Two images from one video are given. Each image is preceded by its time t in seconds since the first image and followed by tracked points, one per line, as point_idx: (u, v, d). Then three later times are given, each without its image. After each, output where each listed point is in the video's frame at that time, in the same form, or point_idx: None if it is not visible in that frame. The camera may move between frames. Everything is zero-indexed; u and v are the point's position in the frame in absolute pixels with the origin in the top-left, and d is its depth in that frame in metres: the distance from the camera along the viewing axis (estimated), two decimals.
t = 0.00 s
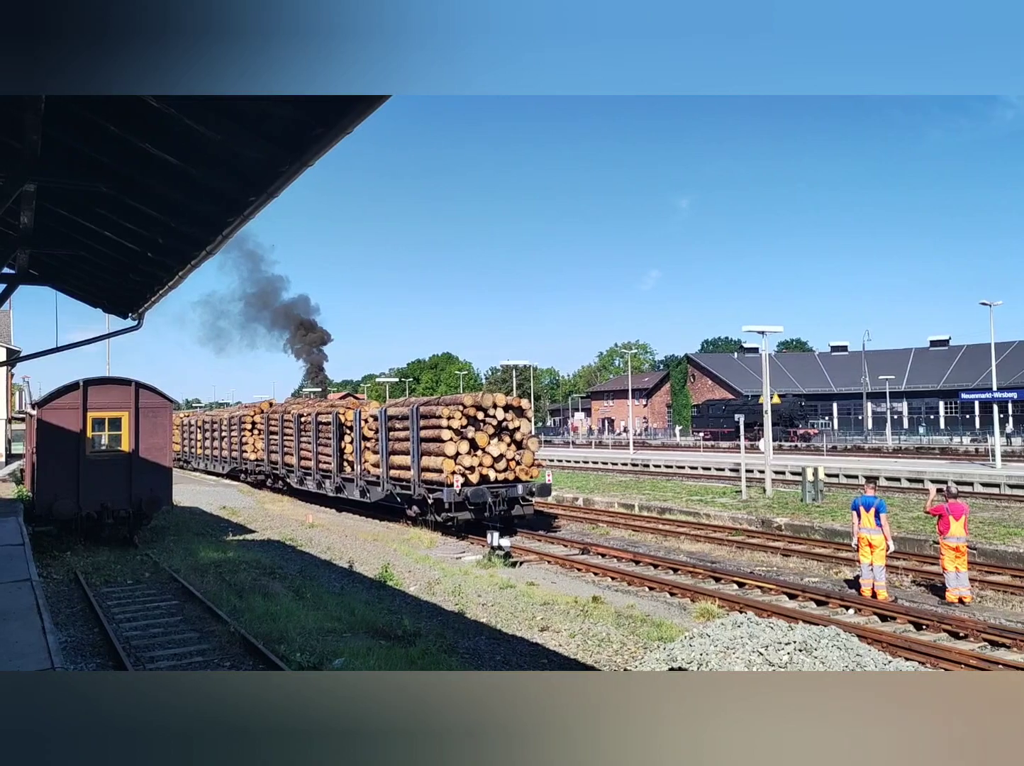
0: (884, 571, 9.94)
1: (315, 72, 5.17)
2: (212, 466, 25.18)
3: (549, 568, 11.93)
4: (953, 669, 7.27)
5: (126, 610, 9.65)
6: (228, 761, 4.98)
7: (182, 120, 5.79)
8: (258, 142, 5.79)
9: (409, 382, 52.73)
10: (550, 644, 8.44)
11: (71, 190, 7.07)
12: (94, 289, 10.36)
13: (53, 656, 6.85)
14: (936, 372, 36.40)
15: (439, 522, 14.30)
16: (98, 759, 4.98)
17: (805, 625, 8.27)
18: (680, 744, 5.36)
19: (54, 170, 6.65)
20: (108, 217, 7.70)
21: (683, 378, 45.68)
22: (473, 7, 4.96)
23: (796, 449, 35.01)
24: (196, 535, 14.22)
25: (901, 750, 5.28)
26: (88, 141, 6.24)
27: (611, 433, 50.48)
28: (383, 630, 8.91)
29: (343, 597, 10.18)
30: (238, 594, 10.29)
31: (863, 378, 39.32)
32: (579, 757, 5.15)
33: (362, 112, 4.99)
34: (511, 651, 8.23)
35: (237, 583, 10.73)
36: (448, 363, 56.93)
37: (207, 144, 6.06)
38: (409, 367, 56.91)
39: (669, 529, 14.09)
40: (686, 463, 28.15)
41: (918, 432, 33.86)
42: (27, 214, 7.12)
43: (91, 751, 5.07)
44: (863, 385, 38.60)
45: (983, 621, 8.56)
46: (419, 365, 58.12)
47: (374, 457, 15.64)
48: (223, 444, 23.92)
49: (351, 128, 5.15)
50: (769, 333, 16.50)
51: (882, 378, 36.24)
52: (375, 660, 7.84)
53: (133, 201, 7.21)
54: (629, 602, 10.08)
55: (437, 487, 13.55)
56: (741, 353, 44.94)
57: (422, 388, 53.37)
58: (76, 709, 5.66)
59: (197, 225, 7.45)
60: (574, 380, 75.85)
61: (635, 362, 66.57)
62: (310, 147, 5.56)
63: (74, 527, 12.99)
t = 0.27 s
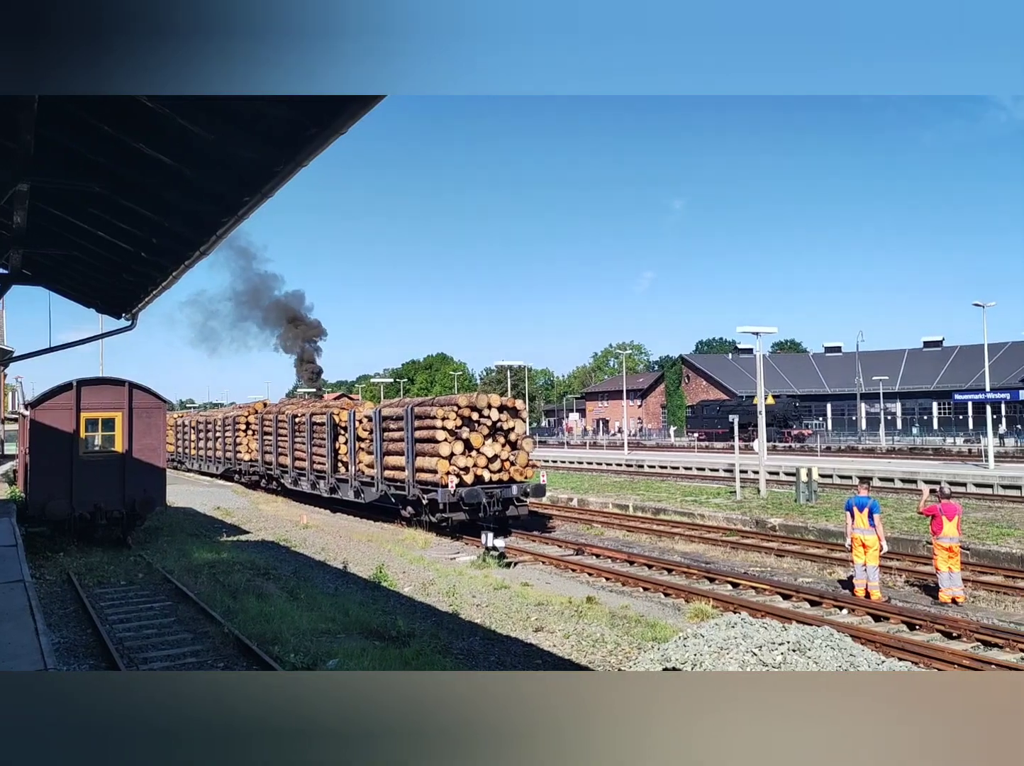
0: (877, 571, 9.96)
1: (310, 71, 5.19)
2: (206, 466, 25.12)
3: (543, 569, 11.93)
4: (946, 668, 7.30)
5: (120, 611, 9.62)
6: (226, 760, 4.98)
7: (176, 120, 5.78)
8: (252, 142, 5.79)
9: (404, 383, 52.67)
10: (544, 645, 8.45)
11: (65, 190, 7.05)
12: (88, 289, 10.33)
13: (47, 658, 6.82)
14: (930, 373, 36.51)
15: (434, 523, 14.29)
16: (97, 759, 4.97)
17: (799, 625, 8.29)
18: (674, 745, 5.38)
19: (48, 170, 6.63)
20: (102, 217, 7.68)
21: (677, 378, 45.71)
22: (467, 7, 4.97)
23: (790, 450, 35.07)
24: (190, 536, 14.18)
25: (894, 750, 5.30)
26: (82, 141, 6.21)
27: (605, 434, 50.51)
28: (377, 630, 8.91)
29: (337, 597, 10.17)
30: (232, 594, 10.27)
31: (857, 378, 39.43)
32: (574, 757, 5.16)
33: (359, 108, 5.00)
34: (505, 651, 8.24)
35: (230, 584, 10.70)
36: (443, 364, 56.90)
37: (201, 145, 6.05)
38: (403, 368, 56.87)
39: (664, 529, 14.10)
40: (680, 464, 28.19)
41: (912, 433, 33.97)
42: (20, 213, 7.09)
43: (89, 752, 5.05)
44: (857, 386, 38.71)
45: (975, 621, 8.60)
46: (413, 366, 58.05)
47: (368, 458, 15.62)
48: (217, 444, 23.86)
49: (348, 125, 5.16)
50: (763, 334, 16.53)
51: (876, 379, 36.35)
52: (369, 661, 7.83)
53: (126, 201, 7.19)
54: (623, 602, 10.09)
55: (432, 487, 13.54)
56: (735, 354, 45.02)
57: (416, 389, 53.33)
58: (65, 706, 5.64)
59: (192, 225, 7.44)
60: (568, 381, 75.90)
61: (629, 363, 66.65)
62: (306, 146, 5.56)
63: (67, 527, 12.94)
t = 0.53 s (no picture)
0: (869, 572, 10.00)
1: (300, 73, 5.17)
2: (198, 467, 25.06)
3: (536, 569, 11.93)
4: (937, 668, 7.33)
5: (111, 613, 9.59)
6: None
7: (166, 120, 5.76)
8: (244, 142, 5.79)
9: (397, 383, 52.66)
10: (537, 645, 8.46)
11: (55, 189, 7.02)
12: (79, 290, 10.30)
13: (37, 660, 6.80)
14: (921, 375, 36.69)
15: (427, 523, 14.27)
16: None
17: (792, 625, 8.30)
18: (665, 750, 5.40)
19: (40, 169, 6.61)
20: (93, 217, 7.65)
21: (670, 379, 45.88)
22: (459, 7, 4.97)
23: (783, 450, 35.18)
24: (182, 537, 14.13)
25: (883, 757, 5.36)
26: (73, 141, 6.20)
27: (598, 435, 50.61)
28: (369, 631, 8.90)
29: (330, 598, 10.15)
30: (224, 596, 10.24)
31: (849, 379, 39.57)
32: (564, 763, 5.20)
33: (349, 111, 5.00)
34: (498, 652, 8.24)
35: (222, 585, 10.67)
36: (436, 364, 56.89)
37: (193, 145, 6.04)
38: (397, 369, 56.87)
39: (657, 530, 14.11)
40: (673, 465, 28.26)
41: (903, 433, 34.12)
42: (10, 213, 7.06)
43: None
44: (849, 387, 38.85)
45: (966, 621, 8.63)
46: (406, 366, 58.03)
47: (361, 459, 15.59)
48: (210, 445, 23.78)
49: (339, 128, 5.17)
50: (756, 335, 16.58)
51: (868, 380, 36.50)
52: (361, 662, 7.83)
53: (118, 200, 7.17)
54: (616, 603, 10.10)
55: (424, 488, 13.53)
56: (728, 355, 45.14)
57: (409, 390, 53.33)
58: (50, 736, 5.62)
59: (183, 225, 7.42)
60: (562, 381, 76.09)
61: (622, 363, 66.77)
62: (297, 147, 5.56)
63: (57, 528, 12.88)
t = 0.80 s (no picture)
0: (860, 572, 10.03)
1: (290, 72, 5.16)
2: (190, 468, 24.97)
3: (528, 570, 11.93)
4: (928, 668, 7.36)
5: (101, 615, 9.55)
6: None
7: (158, 120, 5.75)
8: (237, 142, 5.78)
9: (390, 384, 52.58)
10: (529, 646, 8.46)
11: (46, 188, 6.99)
12: (70, 290, 10.27)
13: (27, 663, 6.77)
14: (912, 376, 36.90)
15: (419, 524, 14.26)
16: None
17: (783, 625, 8.32)
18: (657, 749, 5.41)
19: (31, 169, 6.59)
20: (84, 217, 7.62)
21: (663, 380, 45.96)
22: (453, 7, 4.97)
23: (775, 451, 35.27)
24: (173, 538, 14.08)
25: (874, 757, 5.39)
26: (65, 142, 6.18)
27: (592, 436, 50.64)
28: (361, 632, 8.89)
29: (322, 599, 10.13)
30: (215, 597, 10.21)
31: (841, 380, 39.71)
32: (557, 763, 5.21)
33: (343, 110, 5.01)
34: (490, 653, 8.24)
35: (214, 586, 10.64)
36: (429, 365, 56.84)
37: (185, 145, 6.03)
38: (390, 369, 56.83)
39: (649, 530, 14.13)
40: (665, 465, 28.30)
41: (895, 433, 34.25)
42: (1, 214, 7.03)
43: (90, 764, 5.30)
44: (841, 388, 38.98)
45: (956, 621, 8.67)
46: (399, 366, 57.97)
47: (354, 459, 15.57)
48: (202, 445, 23.71)
49: (333, 128, 5.17)
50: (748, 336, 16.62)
51: (860, 381, 36.63)
52: (353, 663, 7.81)
53: (109, 200, 7.15)
54: (608, 603, 10.11)
55: (417, 489, 13.51)
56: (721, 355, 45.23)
57: (402, 391, 53.29)
58: (37, 739, 5.59)
59: (175, 225, 7.41)
60: (555, 382, 76.10)
61: (615, 364, 66.83)
62: (290, 146, 5.57)
63: (48, 529, 12.82)
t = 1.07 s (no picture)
0: (850, 572, 10.06)
1: (280, 72, 5.14)
2: (181, 469, 24.89)
3: (520, 571, 11.93)
4: (918, 668, 7.38)
5: (91, 616, 9.50)
6: None
7: (148, 120, 5.72)
8: (226, 142, 5.76)
9: (382, 384, 52.53)
10: (521, 647, 8.46)
11: (35, 187, 6.95)
12: (59, 290, 10.22)
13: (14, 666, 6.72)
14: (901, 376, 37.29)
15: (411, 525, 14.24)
16: None
17: (774, 626, 8.33)
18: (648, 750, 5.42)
19: (19, 168, 6.55)
20: (73, 216, 7.58)
21: (655, 380, 46.06)
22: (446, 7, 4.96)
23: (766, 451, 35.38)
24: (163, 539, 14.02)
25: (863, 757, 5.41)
26: (53, 141, 6.14)
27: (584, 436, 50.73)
28: (352, 634, 8.87)
29: (313, 601, 10.10)
30: (205, 599, 10.17)
31: (832, 381, 39.88)
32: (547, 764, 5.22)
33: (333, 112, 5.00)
34: (482, 654, 8.24)
35: (204, 587, 10.60)
36: (421, 365, 56.81)
37: (174, 145, 6.00)
38: (382, 370, 56.79)
39: (641, 531, 14.15)
40: (657, 466, 28.35)
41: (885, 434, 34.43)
42: None
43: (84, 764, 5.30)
44: (832, 389, 39.14)
45: (945, 621, 8.71)
46: (391, 367, 57.91)
47: (345, 460, 15.53)
48: (192, 446, 23.63)
49: (323, 130, 5.16)
50: (740, 337, 16.68)
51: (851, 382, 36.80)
52: (344, 665, 7.80)
53: (98, 200, 7.12)
54: (600, 604, 10.11)
55: (408, 489, 13.50)
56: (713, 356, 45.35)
57: (394, 391, 53.24)
58: (28, 740, 5.58)
59: (165, 225, 7.38)
60: (547, 382, 76.18)
61: (608, 365, 66.94)
62: (280, 148, 5.55)
63: (37, 531, 12.75)
